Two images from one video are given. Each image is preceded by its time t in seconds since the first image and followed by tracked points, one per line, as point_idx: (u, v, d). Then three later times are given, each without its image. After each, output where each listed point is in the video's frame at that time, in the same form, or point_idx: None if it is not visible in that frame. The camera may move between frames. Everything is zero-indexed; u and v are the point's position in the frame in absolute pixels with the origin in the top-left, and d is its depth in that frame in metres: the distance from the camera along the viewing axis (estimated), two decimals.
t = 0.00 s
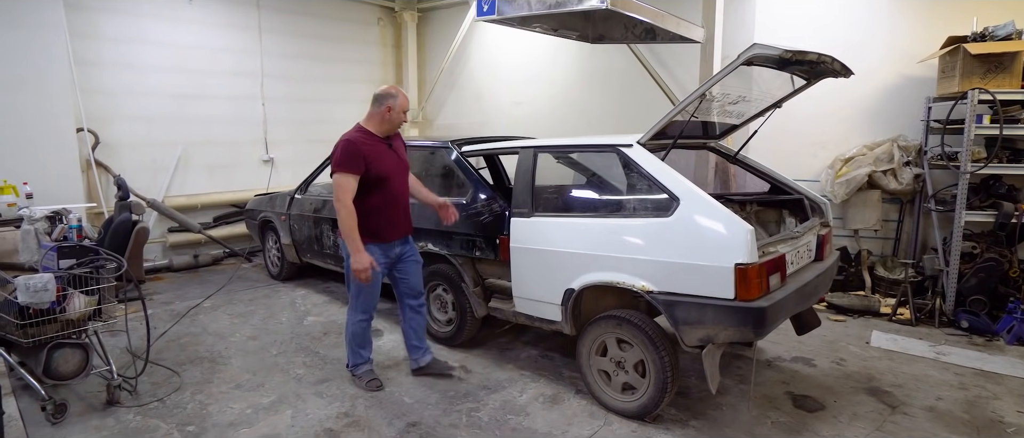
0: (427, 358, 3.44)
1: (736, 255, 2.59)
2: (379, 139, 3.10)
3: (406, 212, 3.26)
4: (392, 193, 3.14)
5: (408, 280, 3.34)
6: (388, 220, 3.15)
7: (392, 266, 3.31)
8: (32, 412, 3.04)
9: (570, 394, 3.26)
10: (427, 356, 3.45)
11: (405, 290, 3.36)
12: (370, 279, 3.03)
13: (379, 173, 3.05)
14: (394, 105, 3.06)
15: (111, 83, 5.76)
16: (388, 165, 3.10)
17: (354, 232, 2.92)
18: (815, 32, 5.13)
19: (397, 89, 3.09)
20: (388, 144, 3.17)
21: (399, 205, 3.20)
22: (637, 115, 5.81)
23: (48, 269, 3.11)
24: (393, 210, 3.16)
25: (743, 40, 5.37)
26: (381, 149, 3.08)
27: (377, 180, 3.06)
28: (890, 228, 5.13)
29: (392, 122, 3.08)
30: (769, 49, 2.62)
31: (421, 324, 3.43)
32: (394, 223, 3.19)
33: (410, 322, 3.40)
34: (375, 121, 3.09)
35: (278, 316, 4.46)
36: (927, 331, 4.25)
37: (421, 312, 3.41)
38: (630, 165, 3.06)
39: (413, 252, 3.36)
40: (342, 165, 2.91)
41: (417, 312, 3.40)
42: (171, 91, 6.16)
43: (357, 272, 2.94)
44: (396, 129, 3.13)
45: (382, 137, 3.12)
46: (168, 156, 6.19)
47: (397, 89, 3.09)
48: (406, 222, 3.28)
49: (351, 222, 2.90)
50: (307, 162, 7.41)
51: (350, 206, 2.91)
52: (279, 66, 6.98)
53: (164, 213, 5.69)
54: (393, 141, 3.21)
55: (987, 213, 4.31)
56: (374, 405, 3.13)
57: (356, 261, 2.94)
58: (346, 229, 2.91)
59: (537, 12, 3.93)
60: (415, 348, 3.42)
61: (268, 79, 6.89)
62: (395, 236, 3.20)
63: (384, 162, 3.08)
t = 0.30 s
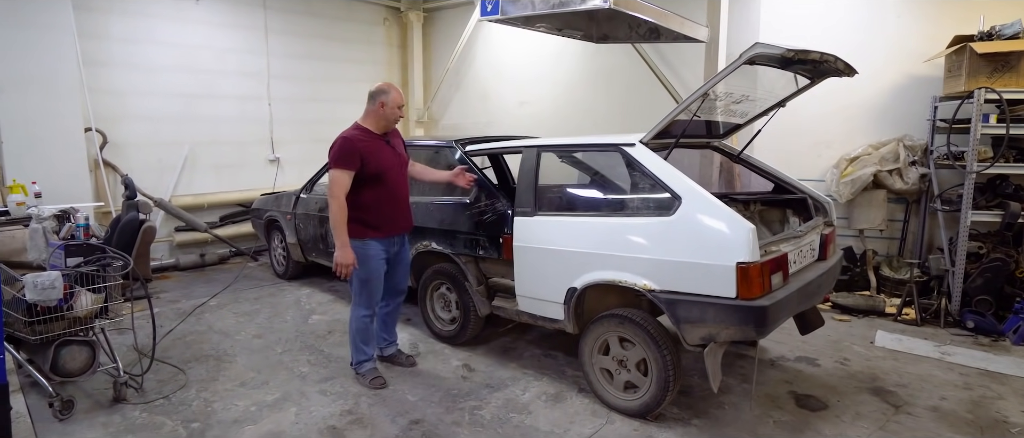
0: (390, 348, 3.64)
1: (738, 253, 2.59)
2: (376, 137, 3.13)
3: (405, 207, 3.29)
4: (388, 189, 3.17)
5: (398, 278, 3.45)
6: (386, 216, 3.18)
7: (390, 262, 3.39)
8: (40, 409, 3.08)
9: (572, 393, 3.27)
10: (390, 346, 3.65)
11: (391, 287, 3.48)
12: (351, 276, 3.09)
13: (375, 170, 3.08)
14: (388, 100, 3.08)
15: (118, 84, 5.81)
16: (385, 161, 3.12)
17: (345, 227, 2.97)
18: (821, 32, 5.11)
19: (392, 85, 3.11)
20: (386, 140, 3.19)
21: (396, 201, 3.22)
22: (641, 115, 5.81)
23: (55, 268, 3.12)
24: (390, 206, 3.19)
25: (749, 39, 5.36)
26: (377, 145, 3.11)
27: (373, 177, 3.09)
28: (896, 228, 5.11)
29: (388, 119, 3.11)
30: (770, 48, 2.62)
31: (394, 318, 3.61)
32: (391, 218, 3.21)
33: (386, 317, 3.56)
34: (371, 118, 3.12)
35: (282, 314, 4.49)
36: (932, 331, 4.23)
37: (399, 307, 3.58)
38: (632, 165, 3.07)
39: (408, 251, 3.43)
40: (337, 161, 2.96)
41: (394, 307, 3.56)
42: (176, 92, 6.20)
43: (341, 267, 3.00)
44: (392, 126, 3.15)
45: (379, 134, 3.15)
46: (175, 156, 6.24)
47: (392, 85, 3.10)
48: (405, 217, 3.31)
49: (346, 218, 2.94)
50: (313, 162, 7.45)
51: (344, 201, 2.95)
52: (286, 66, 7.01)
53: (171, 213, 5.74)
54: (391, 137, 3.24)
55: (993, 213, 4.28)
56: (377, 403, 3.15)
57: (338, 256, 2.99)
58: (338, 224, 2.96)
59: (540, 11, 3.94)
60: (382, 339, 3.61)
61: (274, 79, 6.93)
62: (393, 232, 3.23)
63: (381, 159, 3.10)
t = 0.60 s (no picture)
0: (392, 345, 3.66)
1: (736, 251, 2.60)
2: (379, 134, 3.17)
3: (406, 205, 3.30)
4: (391, 185, 3.19)
5: (397, 273, 3.48)
6: (387, 212, 3.19)
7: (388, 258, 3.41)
8: (44, 405, 3.11)
9: (572, 391, 3.28)
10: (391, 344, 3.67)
11: (388, 283, 3.51)
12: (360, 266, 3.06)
13: (376, 166, 3.11)
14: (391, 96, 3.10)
15: (122, 83, 5.84)
16: (387, 157, 3.15)
17: (348, 219, 2.99)
18: (822, 31, 5.12)
19: (395, 83, 3.13)
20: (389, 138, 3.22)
21: (398, 198, 3.24)
22: (642, 114, 5.83)
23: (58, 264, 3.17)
24: (391, 202, 3.21)
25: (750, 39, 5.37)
26: (380, 141, 3.15)
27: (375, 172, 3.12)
28: (897, 227, 5.11)
29: (391, 116, 3.13)
30: (768, 47, 2.63)
31: (394, 315, 3.63)
32: (393, 215, 3.23)
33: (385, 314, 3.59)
34: (375, 115, 3.16)
35: (284, 312, 4.52)
36: (933, 330, 4.23)
37: (398, 303, 3.60)
38: (631, 163, 3.08)
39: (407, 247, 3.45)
40: (339, 156, 3.01)
41: (393, 303, 3.58)
42: (179, 91, 6.23)
43: (349, 256, 2.98)
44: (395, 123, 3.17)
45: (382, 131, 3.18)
46: (178, 155, 6.27)
47: (395, 83, 3.12)
48: (407, 214, 3.32)
49: (345, 211, 2.97)
50: (315, 161, 7.48)
51: (346, 194, 2.99)
52: (288, 66, 7.04)
53: (174, 212, 5.79)
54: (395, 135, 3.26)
55: (994, 212, 4.27)
56: (377, 400, 3.17)
57: (350, 245, 2.99)
58: (341, 216, 2.99)
59: (540, 11, 3.96)
60: (383, 336, 3.63)
61: (276, 79, 6.96)
62: (394, 228, 3.25)
63: (383, 155, 3.13)
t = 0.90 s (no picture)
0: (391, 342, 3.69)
1: (729, 250, 2.62)
2: (378, 133, 3.20)
3: (405, 203, 3.32)
4: (391, 182, 3.22)
5: (396, 271, 3.51)
6: (385, 210, 3.23)
7: (387, 255, 3.45)
8: (46, 401, 3.14)
9: (568, 388, 3.31)
10: (390, 341, 3.70)
11: (386, 280, 3.54)
12: (363, 258, 3.13)
13: (375, 163, 3.14)
14: (390, 94, 3.13)
15: (122, 83, 5.87)
16: (385, 156, 3.18)
17: (347, 214, 3.04)
18: (819, 33, 5.15)
19: (393, 83, 3.16)
20: (389, 137, 3.26)
21: (396, 196, 3.26)
22: (641, 114, 5.85)
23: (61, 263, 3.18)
24: (390, 199, 3.24)
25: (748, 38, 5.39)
26: (380, 139, 3.19)
27: (373, 170, 3.15)
28: (894, 226, 5.14)
29: (389, 115, 3.16)
30: (762, 47, 2.66)
31: (392, 313, 3.66)
32: (391, 213, 3.26)
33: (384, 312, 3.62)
34: (375, 114, 3.20)
35: (284, 311, 4.55)
36: (928, 329, 4.25)
37: (397, 301, 3.63)
38: (627, 162, 3.12)
39: (406, 245, 3.48)
40: (339, 153, 3.05)
41: (392, 300, 3.61)
42: (179, 91, 6.25)
43: (353, 249, 3.04)
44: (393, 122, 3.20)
45: (382, 130, 3.21)
46: (178, 155, 6.31)
47: (391, 82, 3.15)
48: (406, 213, 3.34)
49: (344, 207, 3.01)
50: (315, 161, 7.51)
51: (346, 191, 3.03)
52: (288, 66, 7.08)
53: (176, 211, 5.85)
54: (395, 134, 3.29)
55: (990, 211, 4.29)
56: (376, 397, 3.20)
57: (350, 238, 3.04)
58: (340, 211, 3.04)
59: (537, 11, 3.99)
60: (382, 334, 3.66)
61: (277, 79, 6.99)
62: (392, 226, 3.27)
63: (382, 153, 3.16)
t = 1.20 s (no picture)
0: (390, 341, 3.73)
1: (724, 249, 2.65)
2: (375, 132, 3.24)
3: (403, 201, 3.34)
4: (388, 180, 3.25)
5: (396, 270, 3.54)
6: (383, 208, 3.25)
7: (388, 254, 3.48)
8: (48, 398, 3.17)
9: (565, 386, 3.34)
10: (390, 340, 3.73)
11: (386, 279, 3.57)
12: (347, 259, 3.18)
13: (371, 162, 3.18)
14: (382, 93, 3.17)
15: (123, 83, 5.91)
16: (381, 154, 3.21)
17: (340, 212, 3.08)
18: (817, 35, 5.17)
19: (386, 82, 3.20)
20: (386, 136, 3.29)
21: (394, 195, 3.28)
22: (639, 114, 5.88)
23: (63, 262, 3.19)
24: (387, 198, 3.26)
25: (746, 39, 5.41)
26: (376, 139, 3.22)
27: (370, 169, 3.19)
28: (891, 226, 5.16)
29: (384, 114, 3.20)
30: (755, 48, 2.68)
31: (392, 312, 3.69)
32: (389, 211, 3.28)
33: (384, 311, 3.65)
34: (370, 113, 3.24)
35: (284, 310, 4.58)
36: (924, 328, 4.28)
37: (397, 300, 3.67)
38: (623, 162, 3.15)
39: (406, 245, 3.51)
40: (335, 153, 3.10)
41: (392, 299, 3.65)
42: (179, 91, 6.28)
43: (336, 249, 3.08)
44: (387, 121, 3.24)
45: (378, 130, 3.25)
46: (178, 155, 6.34)
47: (383, 81, 3.19)
48: (405, 212, 3.36)
49: (339, 205, 3.05)
50: (315, 161, 7.55)
51: (341, 189, 3.07)
52: (288, 66, 7.11)
53: (175, 210, 5.93)
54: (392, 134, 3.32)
55: (986, 211, 4.32)
56: (375, 394, 3.23)
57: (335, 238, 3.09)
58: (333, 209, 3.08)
59: (535, 12, 4.01)
60: (382, 333, 3.69)
61: (277, 79, 7.03)
62: (390, 224, 3.29)
63: (377, 152, 3.20)
